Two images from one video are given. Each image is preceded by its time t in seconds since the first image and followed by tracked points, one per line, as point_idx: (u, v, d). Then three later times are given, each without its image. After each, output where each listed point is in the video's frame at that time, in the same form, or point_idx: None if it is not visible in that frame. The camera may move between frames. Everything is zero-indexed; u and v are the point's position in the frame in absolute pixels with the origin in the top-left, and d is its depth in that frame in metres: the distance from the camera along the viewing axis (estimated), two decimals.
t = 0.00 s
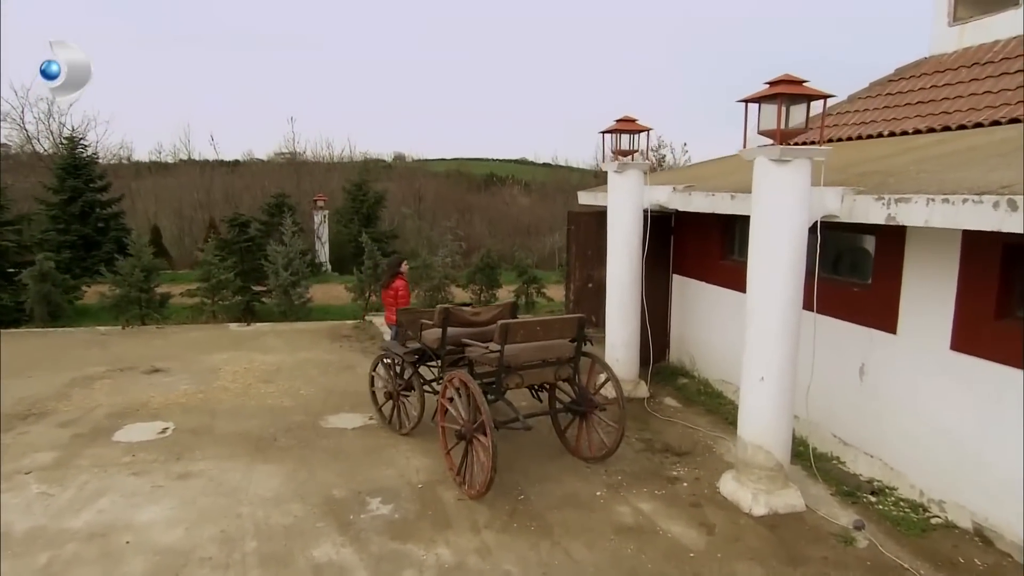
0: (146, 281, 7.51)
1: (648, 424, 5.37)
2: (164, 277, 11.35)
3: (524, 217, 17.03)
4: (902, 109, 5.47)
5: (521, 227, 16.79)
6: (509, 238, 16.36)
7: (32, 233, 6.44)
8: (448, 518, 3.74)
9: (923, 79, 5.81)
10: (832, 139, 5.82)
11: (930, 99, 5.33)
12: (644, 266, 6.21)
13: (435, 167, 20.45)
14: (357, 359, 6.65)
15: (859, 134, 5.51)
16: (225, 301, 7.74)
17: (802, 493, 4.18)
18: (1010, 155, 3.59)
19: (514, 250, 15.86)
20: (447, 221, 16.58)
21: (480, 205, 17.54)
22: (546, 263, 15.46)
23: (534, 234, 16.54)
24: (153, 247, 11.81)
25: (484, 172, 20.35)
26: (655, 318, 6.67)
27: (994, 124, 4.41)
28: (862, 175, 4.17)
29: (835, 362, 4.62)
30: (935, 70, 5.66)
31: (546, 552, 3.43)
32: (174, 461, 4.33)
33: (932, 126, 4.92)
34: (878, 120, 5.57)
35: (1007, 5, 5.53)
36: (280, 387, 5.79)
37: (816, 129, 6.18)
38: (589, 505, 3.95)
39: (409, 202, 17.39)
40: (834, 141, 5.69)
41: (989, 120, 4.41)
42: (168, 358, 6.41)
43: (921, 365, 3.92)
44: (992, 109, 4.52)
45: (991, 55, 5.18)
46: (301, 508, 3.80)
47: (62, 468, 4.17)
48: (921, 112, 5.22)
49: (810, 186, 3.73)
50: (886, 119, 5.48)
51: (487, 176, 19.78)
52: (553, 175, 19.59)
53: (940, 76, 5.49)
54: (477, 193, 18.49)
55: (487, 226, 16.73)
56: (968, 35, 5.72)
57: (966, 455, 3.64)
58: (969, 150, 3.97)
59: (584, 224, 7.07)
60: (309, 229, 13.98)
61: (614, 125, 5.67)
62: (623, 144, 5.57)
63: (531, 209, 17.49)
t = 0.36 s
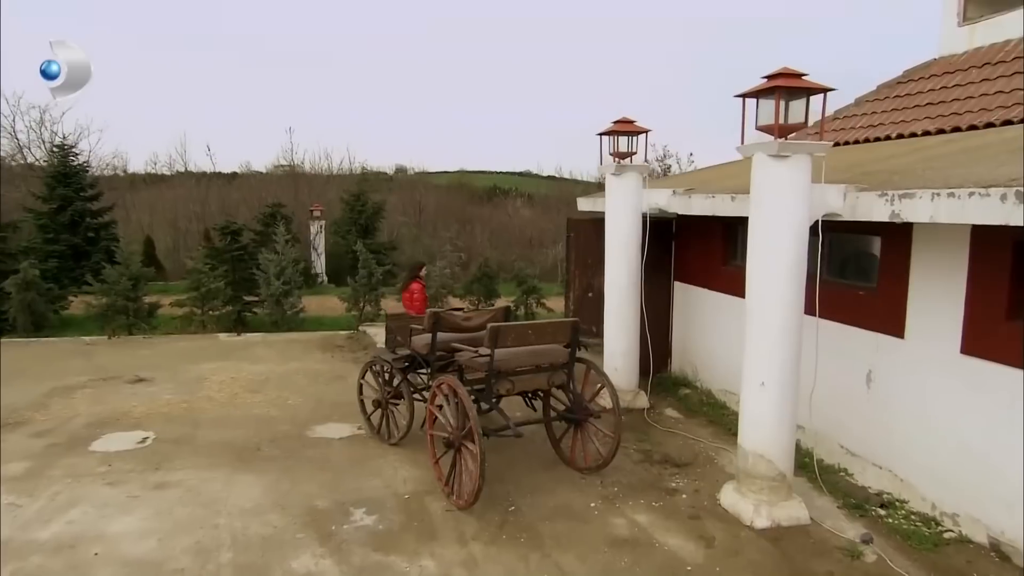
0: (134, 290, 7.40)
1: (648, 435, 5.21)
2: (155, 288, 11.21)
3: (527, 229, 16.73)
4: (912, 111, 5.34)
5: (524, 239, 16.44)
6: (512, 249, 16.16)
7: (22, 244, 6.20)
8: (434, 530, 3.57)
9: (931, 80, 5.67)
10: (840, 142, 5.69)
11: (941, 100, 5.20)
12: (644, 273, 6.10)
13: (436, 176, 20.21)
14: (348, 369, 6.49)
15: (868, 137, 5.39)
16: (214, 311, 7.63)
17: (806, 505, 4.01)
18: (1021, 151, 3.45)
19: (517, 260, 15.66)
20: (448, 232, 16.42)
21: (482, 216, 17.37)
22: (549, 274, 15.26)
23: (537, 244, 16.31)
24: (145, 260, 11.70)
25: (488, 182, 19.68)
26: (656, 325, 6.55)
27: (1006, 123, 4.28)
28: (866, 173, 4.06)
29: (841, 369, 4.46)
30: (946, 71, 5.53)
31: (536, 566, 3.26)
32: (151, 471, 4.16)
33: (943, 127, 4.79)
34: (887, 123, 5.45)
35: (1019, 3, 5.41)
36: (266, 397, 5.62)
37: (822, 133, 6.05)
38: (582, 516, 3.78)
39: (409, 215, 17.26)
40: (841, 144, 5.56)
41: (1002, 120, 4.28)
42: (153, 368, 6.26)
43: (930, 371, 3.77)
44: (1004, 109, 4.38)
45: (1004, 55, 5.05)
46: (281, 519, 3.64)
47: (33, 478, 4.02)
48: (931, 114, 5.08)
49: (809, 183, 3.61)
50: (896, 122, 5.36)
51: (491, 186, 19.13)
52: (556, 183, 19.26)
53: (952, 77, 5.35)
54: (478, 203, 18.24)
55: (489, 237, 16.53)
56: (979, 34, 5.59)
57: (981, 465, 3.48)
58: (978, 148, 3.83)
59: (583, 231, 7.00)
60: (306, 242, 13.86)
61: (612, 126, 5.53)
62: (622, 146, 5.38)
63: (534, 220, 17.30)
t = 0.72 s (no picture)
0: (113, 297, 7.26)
1: (638, 443, 5.05)
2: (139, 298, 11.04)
3: (525, 237, 16.58)
4: (915, 110, 5.21)
5: (522, 248, 16.27)
6: (510, 258, 16.00)
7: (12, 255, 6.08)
8: (409, 539, 3.40)
9: (934, 79, 5.54)
10: (840, 142, 5.56)
11: (944, 99, 5.07)
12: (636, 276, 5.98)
13: (434, 184, 20.07)
14: (332, 377, 6.33)
15: (870, 136, 5.25)
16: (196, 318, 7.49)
17: (801, 515, 3.85)
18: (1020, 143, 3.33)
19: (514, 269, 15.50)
20: (444, 241, 16.28)
21: (480, 225, 17.24)
22: (547, 283, 15.09)
23: (535, 253, 16.15)
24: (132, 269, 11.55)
25: (487, 190, 19.51)
26: (650, 331, 6.43)
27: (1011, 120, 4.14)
28: (860, 169, 3.95)
29: (837, 373, 4.32)
30: (950, 70, 5.40)
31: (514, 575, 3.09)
32: (117, 479, 3.98)
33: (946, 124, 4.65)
34: (889, 122, 5.31)
35: None
36: (245, 405, 5.45)
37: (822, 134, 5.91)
38: (565, 525, 3.62)
39: (405, 223, 17.13)
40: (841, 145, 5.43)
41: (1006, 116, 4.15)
42: (129, 375, 6.09)
43: (929, 373, 3.63)
44: (1009, 106, 4.24)
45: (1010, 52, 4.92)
46: (249, 528, 3.48)
47: None
48: (933, 113, 4.94)
49: (798, 177, 3.49)
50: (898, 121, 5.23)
51: (491, 195, 18.99)
52: (555, 190, 19.10)
53: (956, 75, 5.22)
54: (476, 211, 18.07)
55: (486, 246, 16.39)
56: (983, 31, 5.53)
57: (982, 470, 3.33)
58: (977, 142, 3.71)
59: (577, 235, 6.89)
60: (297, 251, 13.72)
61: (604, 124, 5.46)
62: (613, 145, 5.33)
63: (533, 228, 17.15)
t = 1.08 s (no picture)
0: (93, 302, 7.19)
1: (629, 448, 4.89)
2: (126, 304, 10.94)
3: (526, 244, 16.37)
4: (922, 105, 5.04)
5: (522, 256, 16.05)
6: (509, 265, 15.80)
7: None
8: (380, 545, 3.24)
9: (942, 72, 5.35)
10: (845, 140, 5.40)
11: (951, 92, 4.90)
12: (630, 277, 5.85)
13: (434, 189, 19.91)
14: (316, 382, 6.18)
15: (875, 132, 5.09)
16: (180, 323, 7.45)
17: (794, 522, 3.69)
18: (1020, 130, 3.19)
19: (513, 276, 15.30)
20: (442, 248, 16.11)
21: (481, 231, 17.05)
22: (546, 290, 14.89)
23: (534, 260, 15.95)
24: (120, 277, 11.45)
25: (487, 196, 19.35)
26: (646, 334, 6.29)
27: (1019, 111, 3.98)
28: (855, 161, 3.82)
29: (834, 376, 4.17)
30: (958, 63, 5.23)
31: None
32: (81, 485, 3.82)
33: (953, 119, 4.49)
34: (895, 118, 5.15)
35: None
36: (222, 410, 5.30)
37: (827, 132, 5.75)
38: (546, 532, 3.45)
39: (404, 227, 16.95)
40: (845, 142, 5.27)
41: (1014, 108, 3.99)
42: (106, 380, 5.94)
43: (927, 373, 3.48)
44: (1017, 97, 4.08)
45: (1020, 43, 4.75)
46: (213, 534, 3.32)
47: None
48: (940, 106, 4.77)
49: (786, 167, 3.36)
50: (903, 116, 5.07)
51: (494, 201, 18.81)
52: (556, 196, 18.88)
53: (964, 68, 5.05)
54: (477, 217, 17.88)
55: (486, 252, 16.20)
56: (993, 22, 5.39)
57: (982, 473, 3.16)
58: (978, 132, 3.57)
59: (571, 236, 6.77)
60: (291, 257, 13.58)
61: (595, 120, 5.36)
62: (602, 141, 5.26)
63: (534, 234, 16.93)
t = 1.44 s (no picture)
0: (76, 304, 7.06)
1: (619, 452, 4.74)
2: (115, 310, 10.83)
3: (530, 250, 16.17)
4: (929, 97, 4.89)
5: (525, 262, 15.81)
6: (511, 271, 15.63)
7: None
8: (350, 547, 3.10)
9: (951, 64, 5.19)
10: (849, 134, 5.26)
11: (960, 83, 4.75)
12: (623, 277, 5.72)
13: (435, 193, 19.76)
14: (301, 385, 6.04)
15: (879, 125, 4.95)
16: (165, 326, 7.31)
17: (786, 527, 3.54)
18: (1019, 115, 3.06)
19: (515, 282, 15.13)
20: (443, 253, 15.96)
21: (483, 237, 16.89)
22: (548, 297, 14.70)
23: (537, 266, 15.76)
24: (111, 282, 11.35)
25: (490, 202, 19.18)
26: (641, 336, 6.16)
27: None
28: (850, 151, 3.70)
29: (830, 375, 4.02)
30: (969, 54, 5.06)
31: None
32: (46, 486, 3.69)
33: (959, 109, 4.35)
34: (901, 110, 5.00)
35: None
36: (201, 413, 5.16)
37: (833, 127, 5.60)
38: (525, 535, 3.31)
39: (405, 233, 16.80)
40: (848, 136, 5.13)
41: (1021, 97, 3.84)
42: (85, 383, 5.82)
43: (925, 371, 3.34)
44: None
45: None
46: (177, 535, 3.19)
47: None
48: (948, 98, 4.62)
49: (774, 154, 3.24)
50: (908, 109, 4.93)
51: (498, 207, 18.64)
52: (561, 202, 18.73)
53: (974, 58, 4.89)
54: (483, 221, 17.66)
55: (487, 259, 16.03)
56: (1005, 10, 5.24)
57: (982, 475, 3.02)
58: (979, 120, 3.44)
59: (567, 236, 6.64)
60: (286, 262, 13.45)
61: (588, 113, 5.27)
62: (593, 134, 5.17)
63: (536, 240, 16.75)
